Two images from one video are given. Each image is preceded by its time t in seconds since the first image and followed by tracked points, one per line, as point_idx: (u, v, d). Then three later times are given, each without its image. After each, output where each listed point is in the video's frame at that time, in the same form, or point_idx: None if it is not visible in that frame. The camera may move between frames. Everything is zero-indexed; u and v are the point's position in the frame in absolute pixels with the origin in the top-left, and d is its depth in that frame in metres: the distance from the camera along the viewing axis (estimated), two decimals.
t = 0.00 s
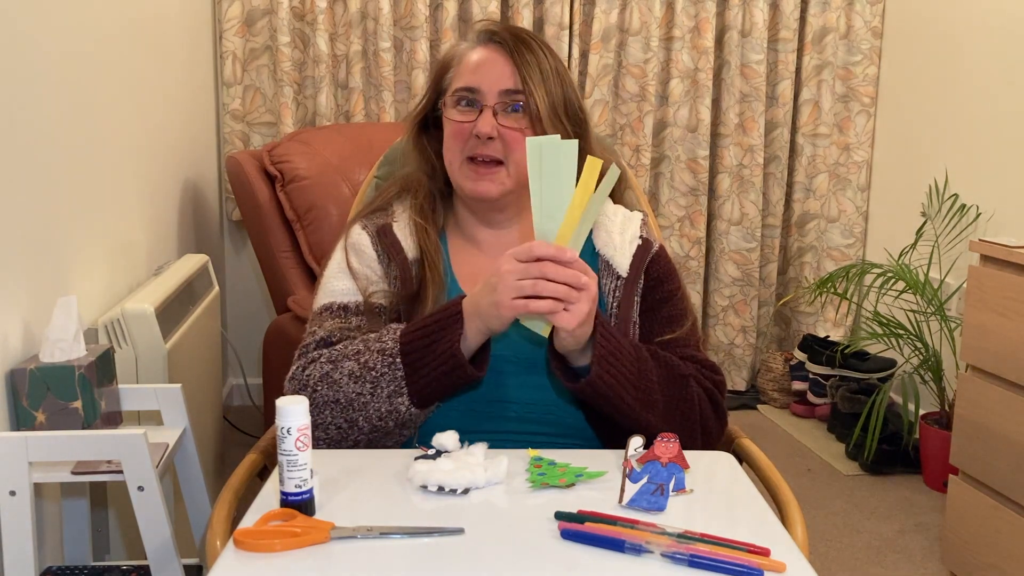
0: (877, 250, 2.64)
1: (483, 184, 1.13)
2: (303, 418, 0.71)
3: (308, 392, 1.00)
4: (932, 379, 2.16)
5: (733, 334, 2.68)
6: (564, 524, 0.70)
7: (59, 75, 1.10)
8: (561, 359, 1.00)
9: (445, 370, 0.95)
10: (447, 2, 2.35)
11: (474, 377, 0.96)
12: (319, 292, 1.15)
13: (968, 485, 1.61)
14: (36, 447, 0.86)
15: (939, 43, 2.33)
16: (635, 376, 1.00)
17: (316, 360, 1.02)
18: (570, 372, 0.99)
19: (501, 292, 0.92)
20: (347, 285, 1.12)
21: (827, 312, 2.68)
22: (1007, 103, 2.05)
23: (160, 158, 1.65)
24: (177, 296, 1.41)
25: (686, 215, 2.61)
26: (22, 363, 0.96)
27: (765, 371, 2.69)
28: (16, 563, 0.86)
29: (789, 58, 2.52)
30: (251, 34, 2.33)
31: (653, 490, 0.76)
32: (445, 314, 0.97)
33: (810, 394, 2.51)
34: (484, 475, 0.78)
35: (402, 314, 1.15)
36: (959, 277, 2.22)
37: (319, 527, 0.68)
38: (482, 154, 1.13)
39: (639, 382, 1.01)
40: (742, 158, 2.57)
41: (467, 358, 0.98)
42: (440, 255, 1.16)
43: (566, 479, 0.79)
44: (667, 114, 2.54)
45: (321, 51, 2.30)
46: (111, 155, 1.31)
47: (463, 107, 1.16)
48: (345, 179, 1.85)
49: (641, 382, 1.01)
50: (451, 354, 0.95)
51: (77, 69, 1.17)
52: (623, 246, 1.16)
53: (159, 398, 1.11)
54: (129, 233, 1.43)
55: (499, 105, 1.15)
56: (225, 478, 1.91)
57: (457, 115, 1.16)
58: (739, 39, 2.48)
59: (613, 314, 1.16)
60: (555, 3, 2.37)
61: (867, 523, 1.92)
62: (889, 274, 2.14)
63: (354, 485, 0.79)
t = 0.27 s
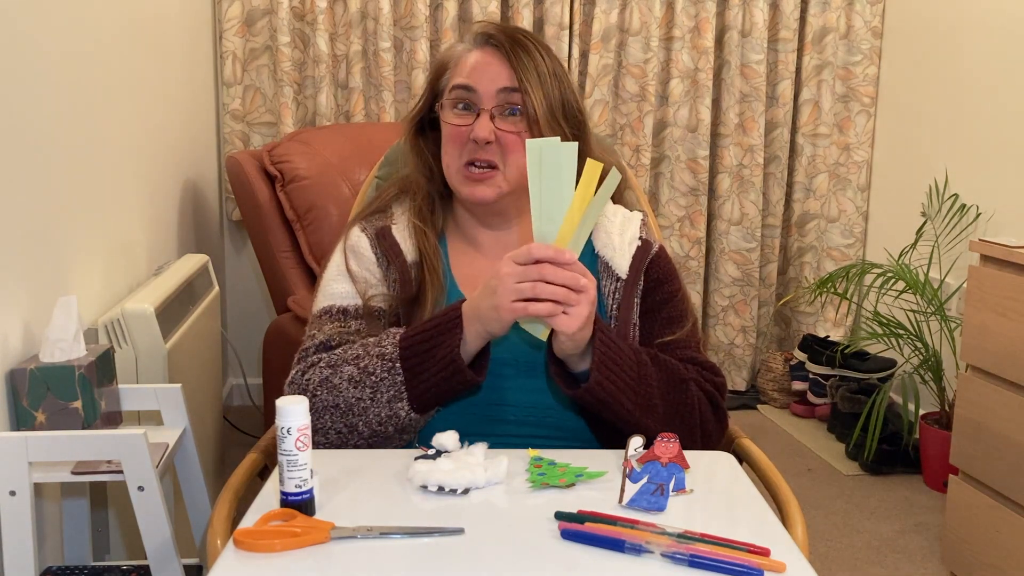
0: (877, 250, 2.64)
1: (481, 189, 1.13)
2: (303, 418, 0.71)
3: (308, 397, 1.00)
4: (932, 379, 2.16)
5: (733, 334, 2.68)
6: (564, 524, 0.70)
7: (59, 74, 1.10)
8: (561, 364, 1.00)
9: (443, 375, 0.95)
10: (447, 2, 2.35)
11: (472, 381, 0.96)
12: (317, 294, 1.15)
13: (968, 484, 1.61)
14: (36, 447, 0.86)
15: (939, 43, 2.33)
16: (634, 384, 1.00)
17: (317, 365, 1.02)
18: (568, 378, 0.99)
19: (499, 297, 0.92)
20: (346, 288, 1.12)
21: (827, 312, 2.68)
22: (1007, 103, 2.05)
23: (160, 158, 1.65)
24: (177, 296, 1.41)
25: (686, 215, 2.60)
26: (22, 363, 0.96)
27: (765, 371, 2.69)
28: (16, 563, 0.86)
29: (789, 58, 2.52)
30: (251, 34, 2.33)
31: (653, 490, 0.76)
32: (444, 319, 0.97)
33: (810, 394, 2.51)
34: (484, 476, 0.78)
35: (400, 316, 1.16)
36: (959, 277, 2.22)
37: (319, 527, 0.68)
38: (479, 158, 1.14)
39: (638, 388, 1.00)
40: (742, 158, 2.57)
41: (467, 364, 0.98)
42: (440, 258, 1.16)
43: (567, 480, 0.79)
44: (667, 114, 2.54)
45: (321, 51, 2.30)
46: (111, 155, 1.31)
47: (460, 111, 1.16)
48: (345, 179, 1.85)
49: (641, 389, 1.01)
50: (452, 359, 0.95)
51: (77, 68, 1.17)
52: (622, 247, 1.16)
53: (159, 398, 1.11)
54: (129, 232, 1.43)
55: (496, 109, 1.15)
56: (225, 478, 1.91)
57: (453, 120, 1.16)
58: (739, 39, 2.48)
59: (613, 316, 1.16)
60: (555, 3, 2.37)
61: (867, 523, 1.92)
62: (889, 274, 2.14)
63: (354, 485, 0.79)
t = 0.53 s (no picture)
0: (877, 250, 2.64)
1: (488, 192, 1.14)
2: (303, 418, 0.71)
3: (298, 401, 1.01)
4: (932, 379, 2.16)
5: (733, 334, 2.68)
6: (564, 524, 0.70)
7: (59, 75, 1.10)
8: (571, 368, 1.00)
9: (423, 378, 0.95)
10: (447, 2, 2.35)
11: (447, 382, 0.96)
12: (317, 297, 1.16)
13: (968, 485, 1.61)
14: (36, 447, 0.86)
15: (939, 43, 2.33)
16: (642, 389, 1.00)
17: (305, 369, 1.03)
18: (578, 382, 0.99)
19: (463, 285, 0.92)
20: (341, 291, 1.12)
21: (827, 312, 2.68)
22: (1007, 103, 2.05)
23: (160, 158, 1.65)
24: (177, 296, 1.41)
25: (686, 215, 2.61)
26: (22, 363, 0.96)
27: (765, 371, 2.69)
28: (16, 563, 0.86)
29: (789, 58, 2.52)
30: (251, 34, 2.33)
31: (653, 490, 0.76)
32: (421, 321, 0.97)
33: (810, 394, 2.51)
34: (484, 476, 0.78)
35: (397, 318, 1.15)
36: (959, 277, 2.22)
37: (319, 527, 0.68)
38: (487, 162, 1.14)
39: (646, 392, 1.00)
40: (742, 158, 2.57)
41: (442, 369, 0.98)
42: (439, 262, 1.16)
43: (566, 479, 0.79)
44: (667, 114, 2.54)
45: (321, 51, 2.30)
46: (111, 155, 1.31)
47: (467, 114, 1.16)
48: (345, 179, 1.85)
49: (648, 394, 1.01)
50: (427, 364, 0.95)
51: (77, 68, 1.17)
52: (626, 249, 1.16)
53: (159, 398, 1.11)
54: (129, 233, 1.43)
55: (504, 112, 1.15)
56: (225, 478, 1.91)
57: (460, 122, 1.16)
58: (739, 39, 2.48)
59: (617, 318, 1.15)
60: (555, 3, 2.37)
61: (867, 523, 1.92)
62: (889, 274, 2.14)
63: (354, 485, 0.79)
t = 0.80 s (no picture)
0: (877, 250, 2.64)
1: (503, 192, 1.15)
2: (303, 418, 0.71)
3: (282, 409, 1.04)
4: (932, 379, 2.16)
5: (733, 334, 2.68)
6: (564, 524, 0.70)
7: (59, 74, 1.10)
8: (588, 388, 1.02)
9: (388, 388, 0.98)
10: (447, 2, 2.35)
11: (403, 399, 1.00)
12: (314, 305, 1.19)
13: (968, 485, 1.61)
14: (36, 446, 0.86)
15: (939, 43, 2.33)
16: (657, 404, 1.01)
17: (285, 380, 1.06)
18: (598, 401, 1.01)
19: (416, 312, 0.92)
20: (331, 300, 1.15)
21: (827, 312, 2.68)
22: (1007, 103, 2.05)
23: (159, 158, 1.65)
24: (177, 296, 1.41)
25: (686, 215, 2.61)
26: (22, 363, 0.96)
27: (765, 371, 2.69)
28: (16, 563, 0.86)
29: (789, 58, 2.52)
30: (251, 34, 2.33)
31: (653, 490, 0.76)
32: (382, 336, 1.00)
33: (810, 394, 2.51)
34: (484, 476, 0.78)
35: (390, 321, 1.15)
36: (959, 277, 2.23)
37: (319, 527, 0.68)
38: (499, 162, 1.14)
39: (661, 406, 1.01)
40: (742, 158, 2.57)
41: (400, 388, 1.02)
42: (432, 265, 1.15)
43: (566, 479, 0.79)
44: (667, 114, 2.54)
45: (321, 51, 2.30)
46: (111, 155, 1.31)
47: (475, 115, 1.15)
48: (345, 179, 1.85)
49: (662, 407, 1.02)
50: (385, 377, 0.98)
51: (77, 69, 1.17)
52: (633, 253, 1.16)
53: (159, 398, 1.11)
54: (129, 232, 1.43)
55: (514, 111, 1.15)
56: (225, 478, 1.91)
57: (469, 124, 1.15)
58: (739, 39, 2.49)
59: (625, 323, 1.15)
60: (555, 3, 2.37)
61: (867, 523, 1.92)
62: (888, 274, 2.14)
63: (354, 485, 0.79)
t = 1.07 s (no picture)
0: (877, 250, 2.64)
1: (502, 189, 1.13)
2: (303, 418, 0.71)
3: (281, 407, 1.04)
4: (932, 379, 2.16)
5: (733, 334, 2.68)
6: (564, 524, 0.70)
7: (59, 74, 1.10)
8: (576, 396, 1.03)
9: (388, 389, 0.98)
10: (447, 2, 2.35)
11: (401, 400, 1.01)
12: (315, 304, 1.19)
13: (968, 485, 1.61)
14: (36, 446, 0.86)
15: (939, 42, 2.33)
16: (647, 412, 1.01)
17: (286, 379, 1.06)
18: (586, 410, 1.02)
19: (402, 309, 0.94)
20: (333, 299, 1.15)
21: (827, 312, 2.68)
22: (1007, 103, 2.05)
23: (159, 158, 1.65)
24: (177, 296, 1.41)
25: (686, 215, 2.61)
26: (22, 363, 0.96)
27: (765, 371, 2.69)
28: (15, 563, 0.86)
29: (789, 58, 2.52)
30: (251, 34, 2.33)
31: (653, 490, 0.76)
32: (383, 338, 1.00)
33: (810, 394, 2.51)
34: (483, 477, 0.78)
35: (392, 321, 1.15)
36: (959, 277, 2.23)
37: (319, 527, 0.68)
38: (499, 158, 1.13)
39: (650, 416, 1.01)
40: (742, 158, 2.57)
41: (397, 390, 1.03)
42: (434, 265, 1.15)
43: (567, 479, 0.79)
44: (667, 114, 2.54)
45: (321, 51, 2.30)
46: (111, 155, 1.31)
47: (474, 112, 1.15)
48: (345, 179, 1.85)
49: (652, 416, 1.01)
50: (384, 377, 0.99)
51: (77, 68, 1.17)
52: (633, 253, 1.16)
53: (159, 398, 1.11)
54: (129, 232, 1.43)
55: (512, 107, 1.15)
56: (225, 478, 1.91)
57: (468, 121, 1.15)
58: (739, 39, 2.49)
59: (626, 323, 1.15)
60: (555, 3, 2.37)
61: (867, 523, 1.92)
62: (888, 274, 2.13)
63: (354, 485, 0.79)
